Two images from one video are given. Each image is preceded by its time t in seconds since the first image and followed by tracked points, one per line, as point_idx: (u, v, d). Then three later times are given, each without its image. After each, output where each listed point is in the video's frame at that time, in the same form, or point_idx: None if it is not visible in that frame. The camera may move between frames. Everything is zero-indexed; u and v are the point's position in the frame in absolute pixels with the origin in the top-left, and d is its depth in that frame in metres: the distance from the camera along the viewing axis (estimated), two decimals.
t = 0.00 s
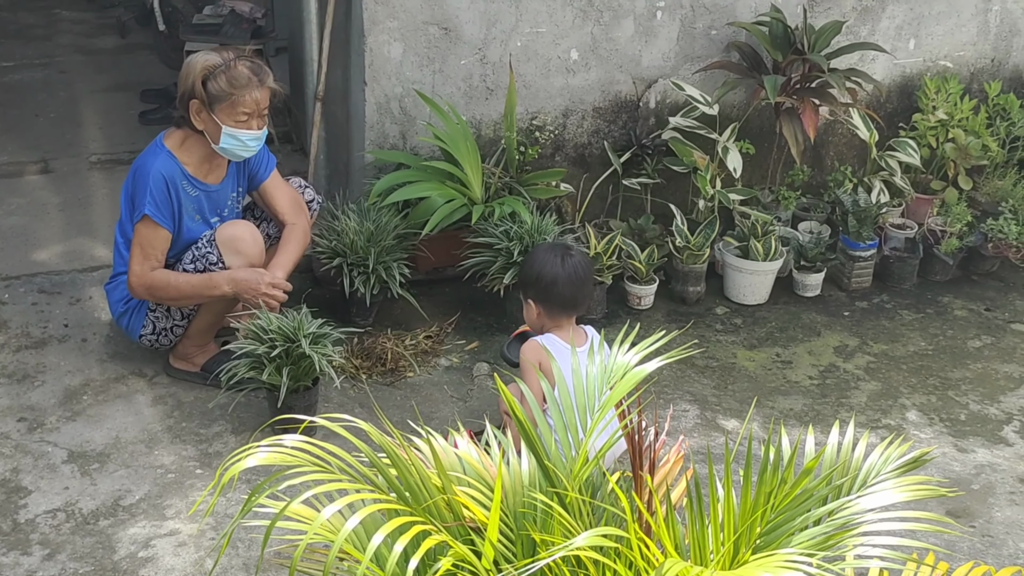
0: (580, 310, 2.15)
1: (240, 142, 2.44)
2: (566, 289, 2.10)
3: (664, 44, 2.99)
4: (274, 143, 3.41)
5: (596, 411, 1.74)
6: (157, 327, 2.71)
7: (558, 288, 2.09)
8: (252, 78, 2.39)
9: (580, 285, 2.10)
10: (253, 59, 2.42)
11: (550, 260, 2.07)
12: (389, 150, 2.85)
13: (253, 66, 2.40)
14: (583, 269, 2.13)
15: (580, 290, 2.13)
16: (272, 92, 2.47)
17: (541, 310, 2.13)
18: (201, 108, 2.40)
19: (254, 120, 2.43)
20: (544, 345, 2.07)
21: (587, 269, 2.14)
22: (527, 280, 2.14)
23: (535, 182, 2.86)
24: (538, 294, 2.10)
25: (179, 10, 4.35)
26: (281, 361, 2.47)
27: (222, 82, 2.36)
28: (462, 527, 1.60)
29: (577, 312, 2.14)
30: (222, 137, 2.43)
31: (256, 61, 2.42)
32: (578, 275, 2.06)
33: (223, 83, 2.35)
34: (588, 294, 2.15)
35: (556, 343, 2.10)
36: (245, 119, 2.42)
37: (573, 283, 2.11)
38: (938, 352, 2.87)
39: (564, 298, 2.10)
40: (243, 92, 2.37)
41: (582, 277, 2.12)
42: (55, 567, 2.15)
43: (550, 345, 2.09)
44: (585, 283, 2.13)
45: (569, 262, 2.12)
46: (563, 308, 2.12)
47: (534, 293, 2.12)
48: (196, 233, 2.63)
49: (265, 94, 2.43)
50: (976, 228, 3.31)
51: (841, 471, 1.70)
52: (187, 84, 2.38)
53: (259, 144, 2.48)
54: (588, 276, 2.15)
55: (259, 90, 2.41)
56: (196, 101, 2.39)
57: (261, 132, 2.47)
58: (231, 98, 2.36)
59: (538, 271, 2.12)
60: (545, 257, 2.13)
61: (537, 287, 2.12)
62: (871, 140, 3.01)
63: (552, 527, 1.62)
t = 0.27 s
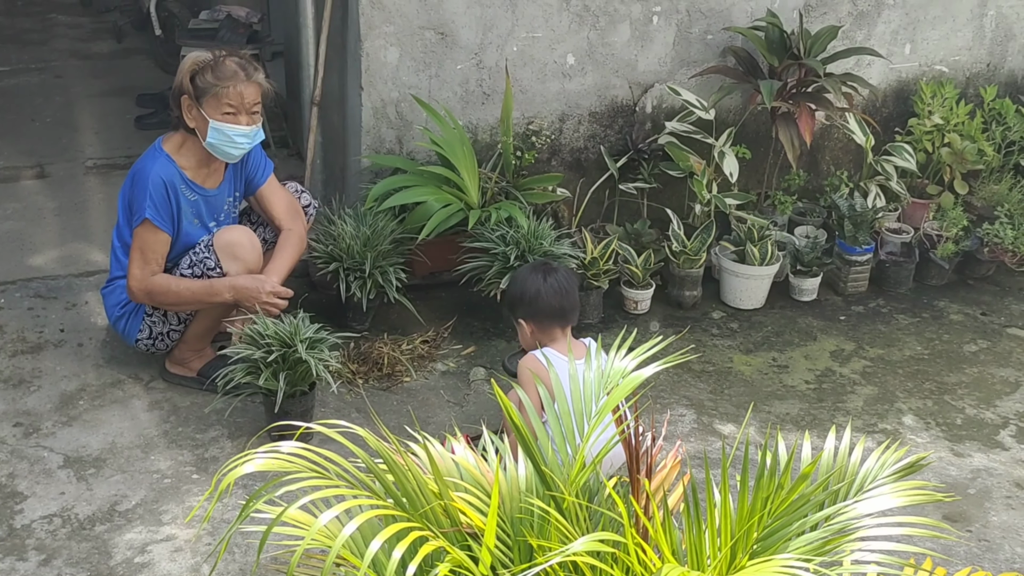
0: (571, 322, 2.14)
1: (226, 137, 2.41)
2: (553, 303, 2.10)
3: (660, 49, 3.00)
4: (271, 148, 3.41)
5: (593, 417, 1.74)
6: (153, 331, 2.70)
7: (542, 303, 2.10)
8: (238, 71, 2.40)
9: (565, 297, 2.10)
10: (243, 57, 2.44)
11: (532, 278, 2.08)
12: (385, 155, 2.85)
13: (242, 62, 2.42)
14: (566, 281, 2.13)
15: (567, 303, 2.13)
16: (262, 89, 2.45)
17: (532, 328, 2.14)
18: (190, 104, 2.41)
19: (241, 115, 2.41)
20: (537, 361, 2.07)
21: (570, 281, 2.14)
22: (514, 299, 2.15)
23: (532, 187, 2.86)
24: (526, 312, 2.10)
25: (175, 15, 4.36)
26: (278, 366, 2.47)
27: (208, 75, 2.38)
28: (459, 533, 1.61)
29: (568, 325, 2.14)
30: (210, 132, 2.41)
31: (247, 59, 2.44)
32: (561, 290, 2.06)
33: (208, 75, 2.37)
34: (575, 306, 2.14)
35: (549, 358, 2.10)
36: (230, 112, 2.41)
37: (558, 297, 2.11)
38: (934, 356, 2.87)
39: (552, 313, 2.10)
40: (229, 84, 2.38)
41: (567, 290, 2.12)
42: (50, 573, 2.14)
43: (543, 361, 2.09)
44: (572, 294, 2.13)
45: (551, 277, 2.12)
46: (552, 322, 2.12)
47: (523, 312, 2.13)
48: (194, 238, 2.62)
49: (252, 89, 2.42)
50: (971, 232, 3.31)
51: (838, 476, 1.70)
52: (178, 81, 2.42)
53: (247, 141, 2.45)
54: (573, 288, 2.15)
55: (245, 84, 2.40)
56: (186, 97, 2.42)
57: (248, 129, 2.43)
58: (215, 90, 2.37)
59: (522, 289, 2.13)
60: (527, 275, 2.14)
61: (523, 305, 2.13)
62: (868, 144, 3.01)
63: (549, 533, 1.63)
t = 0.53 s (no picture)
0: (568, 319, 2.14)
1: (212, 126, 2.39)
2: (549, 300, 2.10)
3: (655, 51, 3.01)
4: (265, 149, 3.41)
5: (587, 417, 1.74)
6: (148, 332, 2.70)
7: (540, 298, 2.10)
8: (222, 61, 2.41)
9: (562, 295, 2.10)
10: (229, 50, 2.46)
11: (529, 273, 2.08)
12: (380, 157, 2.85)
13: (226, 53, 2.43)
14: (564, 278, 2.12)
15: (565, 300, 2.12)
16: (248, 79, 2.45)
17: (528, 322, 2.14)
18: (179, 98, 2.42)
19: (226, 103, 2.40)
20: (530, 357, 2.08)
21: (568, 278, 2.13)
22: (512, 292, 2.16)
23: (527, 189, 2.86)
24: (522, 306, 2.11)
25: (170, 17, 4.36)
26: (272, 367, 2.47)
27: (192, 67, 2.40)
28: (453, 533, 1.60)
29: (565, 322, 2.13)
30: (196, 123, 2.40)
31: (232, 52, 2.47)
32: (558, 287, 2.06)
33: (191, 65, 2.40)
34: (573, 303, 2.13)
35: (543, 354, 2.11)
36: (216, 101, 2.40)
37: (555, 293, 2.10)
38: (928, 357, 2.88)
39: (548, 309, 2.10)
40: (211, 72, 2.39)
41: (565, 287, 2.11)
42: (44, 574, 2.14)
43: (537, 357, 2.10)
44: (569, 292, 2.12)
45: (549, 273, 2.12)
46: (548, 318, 2.12)
47: (520, 305, 2.14)
48: (190, 238, 2.61)
49: (237, 78, 2.42)
50: (965, 234, 3.32)
51: (832, 477, 1.70)
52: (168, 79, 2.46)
53: (235, 131, 2.42)
54: (570, 285, 2.14)
55: (229, 72, 2.41)
56: (174, 93, 2.44)
57: (234, 118, 2.41)
58: (198, 79, 2.38)
59: (520, 283, 2.13)
60: (527, 269, 2.14)
61: (521, 299, 2.13)
62: (861, 146, 3.02)
63: (543, 533, 1.63)
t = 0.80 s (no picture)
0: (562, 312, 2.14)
1: (201, 120, 2.39)
2: (544, 292, 2.09)
3: (647, 50, 3.01)
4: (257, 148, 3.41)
5: (579, 415, 1.73)
6: (139, 332, 2.69)
7: (535, 291, 2.09)
8: (212, 56, 2.41)
9: (558, 288, 2.09)
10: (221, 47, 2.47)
11: (526, 265, 2.07)
12: (372, 156, 2.85)
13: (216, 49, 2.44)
14: (561, 271, 2.11)
15: (560, 292, 2.12)
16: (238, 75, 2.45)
17: (522, 312, 2.14)
18: (169, 94, 2.41)
19: (215, 97, 2.39)
20: (523, 349, 2.08)
21: (566, 272, 2.12)
22: (508, 281, 2.14)
23: (519, 189, 2.87)
24: (517, 298, 2.10)
25: (162, 16, 4.35)
26: (264, 366, 2.46)
27: (181, 62, 2.40)
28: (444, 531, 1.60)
29: (559, 314, 2.13)
30: (185, 117, 2.39)
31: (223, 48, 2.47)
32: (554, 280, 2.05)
33: (180, 60, 2.40)
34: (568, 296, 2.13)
35: (535, 346, 2.11)
36: (205, 95, 2.39)
37: (551, 286, 2.09)
38: (920, 356, 2.88)
39: (543, 302, 2.10)
40: (201, 67, 2.39)
41: (561, 280, 2.10)
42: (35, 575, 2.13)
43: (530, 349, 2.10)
44: (565, 285, 2.11)
45: (547, 265, 2.10)
46: (542, 311, 2.11)
47: (515, 295, 2.13)
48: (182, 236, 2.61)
49: (226, 72, 2.42)
50: (957, 233, 3.33)
51: (823, 475, 1.70)
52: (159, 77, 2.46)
53: (224, 126, 2.41)
54: (568, 278, 2.12)
55: (218, 66, 2.41)
56: (165, 89, 2.44)
57: (223, 112, 2.41)
58: (188, 74, 2.38)
59: (517, 273, 2.11)
60: (524, 259, 2.12)
61: (517, 290, 2.12)
62: (853, 145, 3.02)
63: (535, 531, 1.63)
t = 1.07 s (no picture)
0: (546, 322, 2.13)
1: (189, 126, 2.38)
2: (528, 303, 2.08)
3: (634, 49, 3.01)
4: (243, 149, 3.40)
5: (563, 417, 1.72)
6: (124, 334, 2.68)
7: (519, 301, 2.08)
8: (201, 61, 2.38)
9: (542, 299, 2.08)
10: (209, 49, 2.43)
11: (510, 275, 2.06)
12: (358, 156, 2.84)
13: (205, 53, 2.41)
14: (546, 282, 2.10)
15: (544, 303, 2.11)
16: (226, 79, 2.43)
17: (506, 322, 2.13)
18: (155, 96, 2.39)
19: (204, 104, 2.38)
20: (506, 358, 2.08)
21: (550, 283, 2.11)
22: (491, 292, 2.14)
23: (506, 188, 2.86)
24: (501, 308, 2.09)
25: (147, 16, 4.33)
26: (250, 368, 2.45)
27: (170, 66, 2.37)
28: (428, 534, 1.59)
29: (543, 324, 2.13)
30: (173, 123, 2.38)
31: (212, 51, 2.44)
32: (538, 291, 2.04)
33: (169, 65, 2.36)
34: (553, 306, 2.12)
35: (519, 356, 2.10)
36: (194, 102, 2.38)
37: (535, 297, 2.09)
38: (907, 354, 2.88)
39: (526, 312, 2.09)
40: (191, 73, 2.36)
41: (545, 291, 2.09)
42: None
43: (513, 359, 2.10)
44: (549, 295, 2.11)
45: (531, 276, 2.09)
46: (526, 321, 2.11)
47: (499, 305, 2.12)
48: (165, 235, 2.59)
49: (215, 77, 2.39)
50: (944, 231, 3.34)
51: (809, 475, 1.69)
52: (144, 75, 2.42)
53: (211, 132, 2.41)
54: (552, 289, 2.12)
55: (208, 73, 2.38)
56: (151, 90, 2.40)
57: (211, 119, 2.40)
58: (177, 79, 2.35)
59: (501, 284, 2.11)
60: (508, 269, 2.11)
61: (500, 300, 2.11)
62: (840, 145, 3.02)
63: (520, 534, 1.61)
